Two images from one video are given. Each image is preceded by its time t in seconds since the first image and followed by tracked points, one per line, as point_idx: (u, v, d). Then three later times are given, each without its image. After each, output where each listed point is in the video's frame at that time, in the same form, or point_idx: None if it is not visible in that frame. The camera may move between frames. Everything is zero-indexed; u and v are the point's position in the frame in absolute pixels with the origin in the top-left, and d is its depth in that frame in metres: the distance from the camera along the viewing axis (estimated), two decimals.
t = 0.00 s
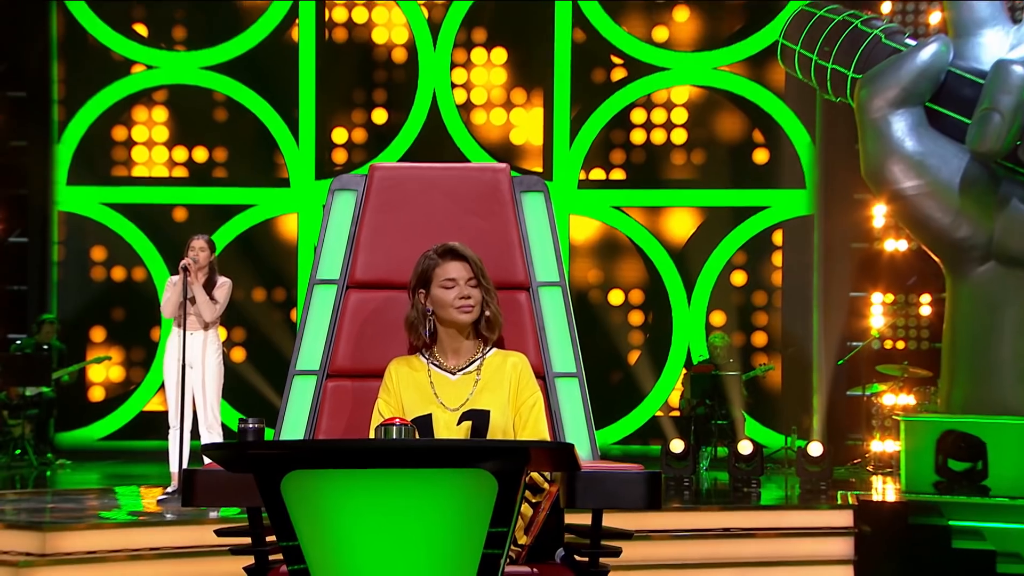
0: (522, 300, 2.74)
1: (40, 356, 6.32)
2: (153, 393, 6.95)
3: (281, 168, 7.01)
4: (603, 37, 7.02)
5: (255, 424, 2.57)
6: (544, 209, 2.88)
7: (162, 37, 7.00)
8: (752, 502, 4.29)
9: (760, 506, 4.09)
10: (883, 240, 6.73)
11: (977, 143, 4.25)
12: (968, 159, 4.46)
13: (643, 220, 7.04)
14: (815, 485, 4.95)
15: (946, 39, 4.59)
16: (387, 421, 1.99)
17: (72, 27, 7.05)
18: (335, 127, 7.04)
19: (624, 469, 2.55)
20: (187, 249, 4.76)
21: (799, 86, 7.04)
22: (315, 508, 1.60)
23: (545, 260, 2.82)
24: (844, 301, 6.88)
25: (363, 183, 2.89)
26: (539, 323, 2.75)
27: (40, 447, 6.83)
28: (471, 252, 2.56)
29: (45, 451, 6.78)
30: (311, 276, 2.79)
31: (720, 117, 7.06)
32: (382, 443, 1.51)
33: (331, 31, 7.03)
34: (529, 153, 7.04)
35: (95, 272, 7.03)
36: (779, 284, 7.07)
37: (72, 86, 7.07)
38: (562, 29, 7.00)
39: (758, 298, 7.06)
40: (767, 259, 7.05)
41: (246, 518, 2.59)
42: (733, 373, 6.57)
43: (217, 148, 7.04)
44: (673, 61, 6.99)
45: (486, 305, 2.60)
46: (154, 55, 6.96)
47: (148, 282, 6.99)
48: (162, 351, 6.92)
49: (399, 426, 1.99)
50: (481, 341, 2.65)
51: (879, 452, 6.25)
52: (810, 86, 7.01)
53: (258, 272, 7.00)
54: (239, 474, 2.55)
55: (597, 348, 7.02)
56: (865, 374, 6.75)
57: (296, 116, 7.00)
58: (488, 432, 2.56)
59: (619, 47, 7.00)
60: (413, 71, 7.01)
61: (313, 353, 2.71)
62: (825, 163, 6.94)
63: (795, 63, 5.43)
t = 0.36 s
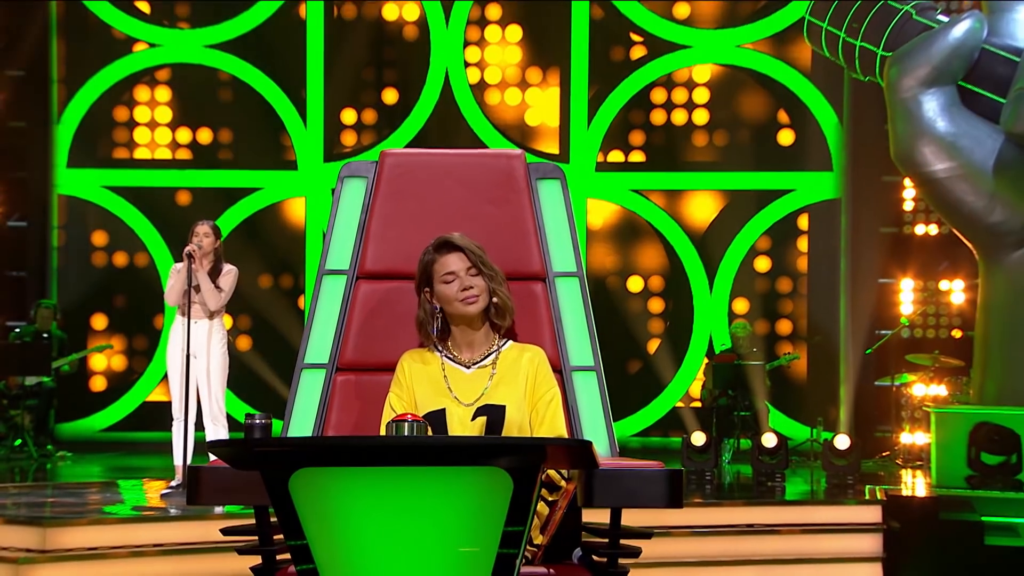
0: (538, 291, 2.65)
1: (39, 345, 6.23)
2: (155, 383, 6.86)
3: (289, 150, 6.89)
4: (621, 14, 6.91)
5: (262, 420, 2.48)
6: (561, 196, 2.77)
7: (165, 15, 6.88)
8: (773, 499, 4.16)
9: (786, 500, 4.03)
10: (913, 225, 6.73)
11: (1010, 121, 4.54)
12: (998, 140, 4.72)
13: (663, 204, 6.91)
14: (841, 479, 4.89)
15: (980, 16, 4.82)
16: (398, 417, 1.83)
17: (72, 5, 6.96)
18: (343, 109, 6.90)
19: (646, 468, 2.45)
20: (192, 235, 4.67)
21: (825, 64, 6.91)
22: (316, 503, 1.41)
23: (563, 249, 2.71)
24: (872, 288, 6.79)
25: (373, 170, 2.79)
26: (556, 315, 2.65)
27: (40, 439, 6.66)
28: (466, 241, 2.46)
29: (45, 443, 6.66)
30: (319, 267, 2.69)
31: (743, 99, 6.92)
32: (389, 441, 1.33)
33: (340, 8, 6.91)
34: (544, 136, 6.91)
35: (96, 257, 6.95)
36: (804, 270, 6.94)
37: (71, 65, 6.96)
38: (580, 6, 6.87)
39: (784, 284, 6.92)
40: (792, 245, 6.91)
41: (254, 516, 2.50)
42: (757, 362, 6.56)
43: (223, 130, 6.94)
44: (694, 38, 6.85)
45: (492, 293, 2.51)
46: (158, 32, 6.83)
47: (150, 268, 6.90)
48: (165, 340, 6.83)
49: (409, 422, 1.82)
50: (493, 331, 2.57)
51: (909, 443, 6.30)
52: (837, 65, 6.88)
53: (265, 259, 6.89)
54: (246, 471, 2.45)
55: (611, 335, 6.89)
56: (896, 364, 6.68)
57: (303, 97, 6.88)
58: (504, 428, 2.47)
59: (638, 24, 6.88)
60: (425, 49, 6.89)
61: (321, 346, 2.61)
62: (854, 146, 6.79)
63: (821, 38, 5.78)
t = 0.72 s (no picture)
0: (554, 287, 2.55)
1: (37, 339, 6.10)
2: (156, 378, 6.76)
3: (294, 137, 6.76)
4: None
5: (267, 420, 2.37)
6: (578, 188, 2.66)
7: None
8: (795, 500, 4.02)
9: (810, 500, 3.92)
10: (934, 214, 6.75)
11: None
12: None
13: (683, 191, 6.76)
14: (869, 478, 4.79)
15: None
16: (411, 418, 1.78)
17: None
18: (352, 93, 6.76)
19: (666, 467, 2.32)
20: (195, 225, 4.63)
21: (853, 46, 6.73)
22: (326, 503, 1.36)
23: (580, 244, 2.61)
24: (902, 279, 6.73)
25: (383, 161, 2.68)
26: (573, 312, 2.56)
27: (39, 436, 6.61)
28: (471, 236, 2.38)
29: (44, 439, 6.59)
30: (328, 261, 2.59)
31: (767, 83, 6.75)
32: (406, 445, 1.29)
33: None
34: (558, 121, 6.77)
35: (96, 247, 6.82)
36: (832, 261, 6.77)
37: (71, 48, 6.82)
38: None
39: (810, 274, 6.76)
40: (819, 232, 6.75)
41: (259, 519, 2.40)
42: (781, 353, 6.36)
43: (227, 115, 6.79)
44: (716, 19, 6.74)
45: (500, 287, 2.42)
46: (160, 14, 6.75)
47: (153, 257, 6.78)
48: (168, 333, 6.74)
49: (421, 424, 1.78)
50: (505, 327, 2.48)
51: (940, 439, 6.31)
52: (864, 47, 6.72)
53: (270, 249, 6.74)
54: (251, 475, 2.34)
55: (625, 326, 6.75)
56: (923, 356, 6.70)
57: (310, 81, 6.76)
58: (517, 428, 2.38)
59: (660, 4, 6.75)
60: (436, 30, 6.75)
61: (330, 345, 2.52)
62: (884, 134, 6.70)
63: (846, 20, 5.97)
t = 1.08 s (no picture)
0: (571, 283, 2.45)
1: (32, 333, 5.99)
2: (156, 374, 6.61)
3: (300, 121, 6.61)
4: None
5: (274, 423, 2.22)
6: (596, 179, 2.57)
7: None
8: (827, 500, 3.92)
9: (840, 501, 3.83)
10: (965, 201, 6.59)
11: None
12: None
13: (705, 178, 6.63)
14: (897, 477, 4.66)
15: None
16: (421, 421, 1.62)
17: None
18: (361, 76, 6.62)
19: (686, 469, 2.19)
20: (197, 216, 4.52)
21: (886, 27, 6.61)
22: (336, 514, 1.29)
23: (597, 237, 2.51)
24: (935, 270, 6.59)
25: (393, 152, 2.58)
26: (590, 309, 2.46)
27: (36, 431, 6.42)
28: (490, 227, 2.28)
29: (40, 435, 6.41)
30: (335, 257, 2.50)
31: (796, 63, 6.64)
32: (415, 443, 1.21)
33: None
34: (573, 104, 6.62)
35: (95, 236, 6.67)
36: (860, 251, 6.66)
37: (68, 31, 6.68)
38: None
39: (836, 265, 6.63)
40: (846, 221, 6.62)
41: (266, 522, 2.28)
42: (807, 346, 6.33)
43: (230, 99, 6.64)
44: None
45: (518, 283, 2.31)
46: None
47: (152, 246, 6.64)
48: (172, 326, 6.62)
49: (433, 427, 1.62)
50: (521, 324, 2.37)
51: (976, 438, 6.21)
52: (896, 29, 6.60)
53: (276, 241, 6.63)
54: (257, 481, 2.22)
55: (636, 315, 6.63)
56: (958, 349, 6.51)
57: (317, 64, 6.62)
58: (532, 429, 2.27)
59: None
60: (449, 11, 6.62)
61: (338, 343, 2.43)
62: (915, 118, 6.56)
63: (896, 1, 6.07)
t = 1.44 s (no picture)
0: (587, 280, 2.35)
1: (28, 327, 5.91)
2: (155, 367, 6.48)
3: (304, 105, 6.47)
4: None
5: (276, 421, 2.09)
6: (613, 170, 2.46)
7: None
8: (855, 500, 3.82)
9: (869, 501, 3.74)
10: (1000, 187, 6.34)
11: None
12: None
13: (728, 165, 6.47)
14: (929, 477, 4.55)
15: None
16: (430, 422, 1.50)
17: None
18: (369, 58, 6.48)
19: (709, 475, 2.05)
20: (198, 204, 4.39)
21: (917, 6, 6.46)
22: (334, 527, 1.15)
23: (615, 232, 2.41)
24: (969, 261, 6.39)
25: (403, 141, 2.47)
26: (607, 306, 2.35)
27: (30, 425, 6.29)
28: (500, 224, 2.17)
29: (34, 431, 6.29)
30: (342, 252, 2.39)
31: (821, 43, 6.49)
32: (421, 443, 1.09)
33: None
34: (590, 86, 6.48)
35: (92, 224, 6.52)
36: (889, 240, 6.50)
37: (62, 12, 6.53)
38: None
39: (864, 254, 6.49)
40: (874, 207, 6.49)
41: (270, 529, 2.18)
42: (835, 341, 6.39)
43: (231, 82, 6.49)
44: None
45: (530, 280, 2.21)
46: None
47: (150, 233, 6.50)
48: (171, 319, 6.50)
49: (444, 428, 1.51)
50: (534, 323, 2.27)
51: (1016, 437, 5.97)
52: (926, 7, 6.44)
53: (280, 232, 6.46)
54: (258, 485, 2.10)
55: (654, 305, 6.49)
56: (993, 343, 6.30)
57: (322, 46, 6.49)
58: (548, 431, 2.17)
59: None
60: None
61: (345, 340, 2.32)
62: (948, 100, 6.42)
63: None
